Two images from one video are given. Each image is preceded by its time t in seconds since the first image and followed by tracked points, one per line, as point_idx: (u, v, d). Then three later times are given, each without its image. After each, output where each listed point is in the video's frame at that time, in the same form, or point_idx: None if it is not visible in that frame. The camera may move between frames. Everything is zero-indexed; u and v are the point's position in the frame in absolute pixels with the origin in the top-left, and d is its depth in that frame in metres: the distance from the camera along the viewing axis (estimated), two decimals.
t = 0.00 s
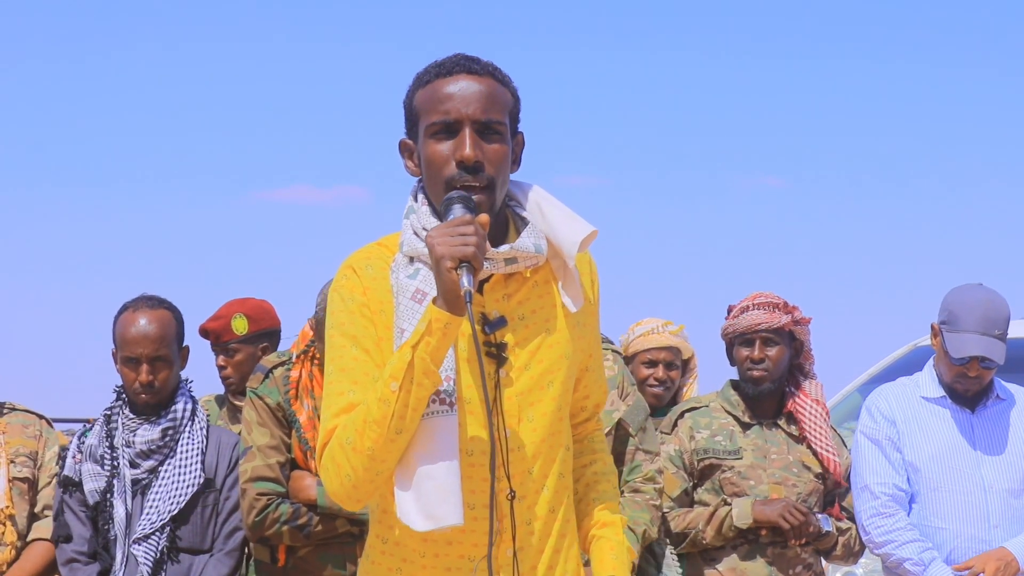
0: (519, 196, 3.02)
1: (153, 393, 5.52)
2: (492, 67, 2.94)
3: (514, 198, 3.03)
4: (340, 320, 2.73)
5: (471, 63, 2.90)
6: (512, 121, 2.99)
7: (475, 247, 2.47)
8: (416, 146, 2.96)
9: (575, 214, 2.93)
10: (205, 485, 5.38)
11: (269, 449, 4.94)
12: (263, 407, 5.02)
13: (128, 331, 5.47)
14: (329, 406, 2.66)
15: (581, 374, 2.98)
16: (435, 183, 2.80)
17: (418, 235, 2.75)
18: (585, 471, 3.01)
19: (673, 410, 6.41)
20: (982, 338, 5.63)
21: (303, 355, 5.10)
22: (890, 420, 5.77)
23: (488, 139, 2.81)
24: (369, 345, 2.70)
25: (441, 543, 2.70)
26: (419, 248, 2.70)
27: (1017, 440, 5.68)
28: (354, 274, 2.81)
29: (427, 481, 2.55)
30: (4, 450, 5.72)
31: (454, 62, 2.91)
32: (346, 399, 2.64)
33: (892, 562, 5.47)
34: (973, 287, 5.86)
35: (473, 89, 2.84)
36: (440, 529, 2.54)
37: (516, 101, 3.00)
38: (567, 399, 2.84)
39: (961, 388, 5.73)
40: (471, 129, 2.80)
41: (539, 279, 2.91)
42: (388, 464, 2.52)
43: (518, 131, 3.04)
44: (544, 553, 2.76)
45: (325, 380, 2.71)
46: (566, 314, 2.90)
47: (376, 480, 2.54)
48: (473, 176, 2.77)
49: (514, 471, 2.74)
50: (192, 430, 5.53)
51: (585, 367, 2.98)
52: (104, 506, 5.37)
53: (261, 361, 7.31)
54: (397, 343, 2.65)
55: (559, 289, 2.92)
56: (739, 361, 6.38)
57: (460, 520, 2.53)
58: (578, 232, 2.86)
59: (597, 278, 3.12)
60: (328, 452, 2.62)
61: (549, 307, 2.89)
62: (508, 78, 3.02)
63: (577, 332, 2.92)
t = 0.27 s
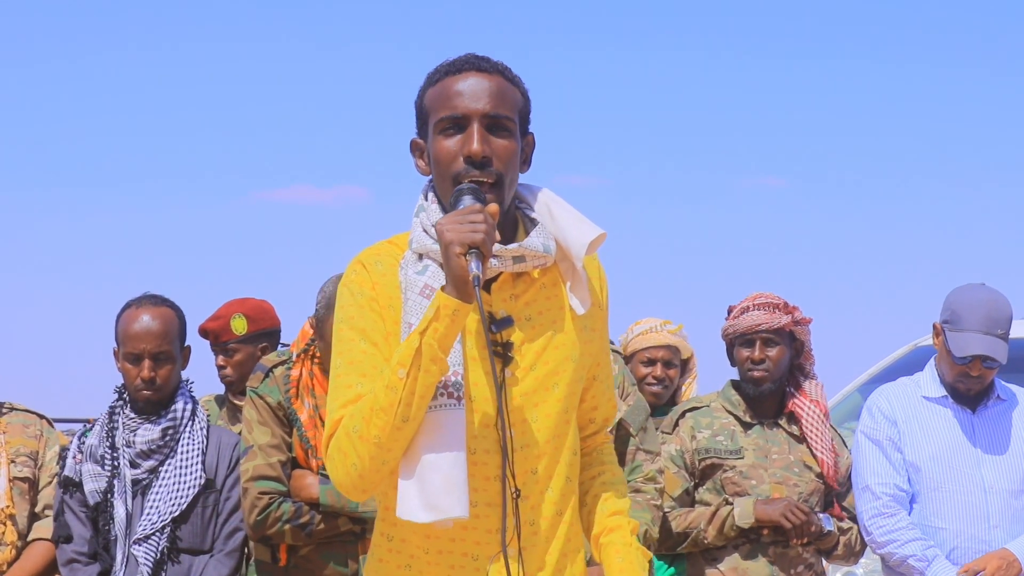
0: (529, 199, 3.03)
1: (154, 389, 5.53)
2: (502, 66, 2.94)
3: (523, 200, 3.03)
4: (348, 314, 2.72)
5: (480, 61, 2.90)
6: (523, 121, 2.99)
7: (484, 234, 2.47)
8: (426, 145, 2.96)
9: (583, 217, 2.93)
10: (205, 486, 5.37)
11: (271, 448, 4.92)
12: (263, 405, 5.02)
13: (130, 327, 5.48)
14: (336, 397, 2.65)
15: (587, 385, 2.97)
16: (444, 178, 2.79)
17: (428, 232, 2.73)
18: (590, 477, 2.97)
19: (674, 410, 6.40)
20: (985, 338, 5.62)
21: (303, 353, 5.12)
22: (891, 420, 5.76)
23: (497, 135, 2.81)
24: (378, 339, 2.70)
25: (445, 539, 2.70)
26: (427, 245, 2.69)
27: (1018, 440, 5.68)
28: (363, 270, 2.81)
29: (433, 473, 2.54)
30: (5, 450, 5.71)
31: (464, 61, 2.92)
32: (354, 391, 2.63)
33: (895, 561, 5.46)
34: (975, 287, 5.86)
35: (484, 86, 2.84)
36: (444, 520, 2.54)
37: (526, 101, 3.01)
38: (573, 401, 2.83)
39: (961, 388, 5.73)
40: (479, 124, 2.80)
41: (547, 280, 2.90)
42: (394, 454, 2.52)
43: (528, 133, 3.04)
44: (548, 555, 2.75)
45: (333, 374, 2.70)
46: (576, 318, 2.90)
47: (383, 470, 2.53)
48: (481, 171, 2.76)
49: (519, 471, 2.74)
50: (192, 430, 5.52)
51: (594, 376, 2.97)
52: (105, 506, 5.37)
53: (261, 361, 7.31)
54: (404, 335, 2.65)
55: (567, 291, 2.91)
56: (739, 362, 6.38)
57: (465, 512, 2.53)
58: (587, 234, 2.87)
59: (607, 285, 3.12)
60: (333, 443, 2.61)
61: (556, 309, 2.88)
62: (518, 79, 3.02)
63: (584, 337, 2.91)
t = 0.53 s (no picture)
0: (552, 198, 3.04)
1: (156, 383, 5.54)
2: (525, 63, 2.95)
3: (548, 201, 3.04)
4: (370, 306, 2.72)
5: (504, 57, 2.91)
6: (546, 118, 3.00)
7: (503, 217, 2.45)
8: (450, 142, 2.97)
9: (606, 215, 2.93)
10: (205, 486, 5.37)
11: (271, 448, 4.91)
12: (264, 405, 5.01)
13: (132, 322, 5.53)
14: (356, 386, 2.65)
15: (614, 387, 2.97)
16: (466, 171, 2.80)
17: (450, 226, 2.74)
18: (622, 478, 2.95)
19: (675, 410, 6.40)
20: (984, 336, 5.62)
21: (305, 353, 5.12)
22: (889, 419, 5.78)
23: (519, 128, 2.81)
24: (399, 330, 2.70)
25: (457, 533, 2.69)
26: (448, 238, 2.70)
27: (1017, 440, 5.67)
28: (386, 263, 2.82)
29: (449, 459, 2.53)
30: (4, 450, 5.71)
31: (487, 57, 2.93)
32: (375, 380, 2.63)
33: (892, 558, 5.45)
34: (975, 286, 5.85)
35: (507, 79, 2.84)
36: (459, 507, 2.52)
37: (549, 97, 3.01)
38: (592, 397, 2.82)
39: (961, 387, 5.72)
40: (501, 118, 2.80)
41: (568, 277, 2.90)
42: (412, 440, 2.52)
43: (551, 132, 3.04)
44: (563, 552, 2.74)
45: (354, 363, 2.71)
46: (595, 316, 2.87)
47: (400, 457, 2.54)
48: (503, 161, 2.77)
49: (535, 465, 2.74)
50: (193, 430, 5.52)
51: (618, 378, 2.97)
52: (105, 507, 5.37)
53: (260, 361, 7.30)
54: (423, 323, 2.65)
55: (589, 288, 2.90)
56: (740, 362, 6.37)
57: (480, 499, 2.52)
58: (607, 233, 2.84)
59: (630, 285, 3.11)
60: (353, 431, 2.62)
61: (577, 305, 2.88)
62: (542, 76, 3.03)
63: (605, 335, 2.89)
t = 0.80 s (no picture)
0: (577, 204, 3.08)
1: (155, 381, 5.54)
2: (554, 67, 2.99)
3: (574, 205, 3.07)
4: (397, 306, 2.74)
5: (532, 61, 2.95)
6: (573, 121, 3.03)
7: (530, 219, 2.46)
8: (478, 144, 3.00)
9: (632, 221, 2.92)
10: (206, 487, 5.37)
11: (271, 446, 4.89)
12: (264, 404, 5.00)
13: (132, 320, 5.56)
14: (383, 385, 2.67)
15: (641, 392, 2.97)
16: (495, 173, 2.83)
17: (475, 227, 2.79)
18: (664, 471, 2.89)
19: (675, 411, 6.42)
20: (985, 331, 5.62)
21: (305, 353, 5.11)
22: (890, 417, 5.78)
23: (547, 130, 2.84)
24: (425, 330, 2.72)
25: (480, 531, 2.71)
26: (474, 240, 2.75)
27: (1017, 439, 5.68)
28: (412, 264, 2.86)
29: (478, 461, 2.56)
30: (4, 450, 5.72)
31: (517, 61, 2.97)
32: (401, 380, 2.64)
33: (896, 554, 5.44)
34: (976, 284, 5.86)
35: (536, 82, 2.88)
36: (486, 510, 2.55)
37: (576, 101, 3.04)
38: (616, 401, 2.82)
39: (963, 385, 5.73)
40: (530, 119, 2.83)
41: (592, 282, 2.93)
42: (438, 440, 2.53)
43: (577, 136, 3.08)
44: (585, 553, 2.73)
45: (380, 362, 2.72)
46: (623, 320, 2.89)
47: (427, 456, 2.55)
48: (532, 163, 2.80)
49: (556, 466, 2.75)
50: (193, 430, 5.52)
51: (646, 383, 2.97)
52: (106, 506, 5.36)
53: (258, 361, 7.30)
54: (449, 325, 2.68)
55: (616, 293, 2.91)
56: (740, 362, 6.37)
57: (506, 503, 2.54)
58: (635, 237, 2.83)
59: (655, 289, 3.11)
60: (381, 429, 2.63)
61: (600, 308, 2.90)
62: (570, 80, 3.07)
63: (630, 338, 2.90)
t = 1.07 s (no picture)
0: (596, 206, 3.16)
1: (154, 379, 5.54)
2: (574, 71, 3.12)
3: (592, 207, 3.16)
4: (415, 305, 2.85)
5: (553, 65, 3.08)
6: (591, 123, 3.17)
7: (547, 216, 2.56)
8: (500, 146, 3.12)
9: (650, 224, 2.98)
10: (206, 486, 5.36)
11: (272, 442, 4.85)
12: (264, 400, 4.97)
13: (131, 319, 5.56)
14: (402, 382, 2.78)
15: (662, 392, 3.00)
16: (514, 173, 2.94)
17: (495, 229, 2.89)
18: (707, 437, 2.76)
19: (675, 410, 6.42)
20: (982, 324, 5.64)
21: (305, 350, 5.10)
22: (889, 415, 5.80)
23: (567, 131, 2.95)
24: (442, 328, 2.83)
25: (491, 528, 2.76)
26: (493, 240, 2.85)
27: (1019, 438, 5.67)
28: (430, 264, 2.95)
29: (494, 462, 2.64)
30: (3, 450, 5.72)
31: (538, 64, 3.10)
32: (419, 377, 2.75)
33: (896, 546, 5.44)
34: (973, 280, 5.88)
35: (556, 86, 2.99)
36: (503, 509, 2.62)
37: (595, 105, 3.17)
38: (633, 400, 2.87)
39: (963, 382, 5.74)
40: (549, 121, 2.94)
41: (609, 282, 2.98)
42: (454, 436, 2.63)
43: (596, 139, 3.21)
44: (601, 551, 2.76)
45: (399, 360, 2.82)
46: (640, 319, 2.93)
47: (442, 454, 2.65)
48: (551, 163, 2.90)
49: (573, 465, 2.80)
50: (193, 430, 5.52)
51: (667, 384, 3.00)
52: (106, 506, 5.36)
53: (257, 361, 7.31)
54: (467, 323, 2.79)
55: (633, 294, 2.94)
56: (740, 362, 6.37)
57: (523, 502, 2.62)
58: (652, 241, 2.90)
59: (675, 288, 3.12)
60: (398, 423, 2.73)
61: (619, 309, 2.95)
62: (590, 84, 3.19)
63: (648, 338, 2.93)
